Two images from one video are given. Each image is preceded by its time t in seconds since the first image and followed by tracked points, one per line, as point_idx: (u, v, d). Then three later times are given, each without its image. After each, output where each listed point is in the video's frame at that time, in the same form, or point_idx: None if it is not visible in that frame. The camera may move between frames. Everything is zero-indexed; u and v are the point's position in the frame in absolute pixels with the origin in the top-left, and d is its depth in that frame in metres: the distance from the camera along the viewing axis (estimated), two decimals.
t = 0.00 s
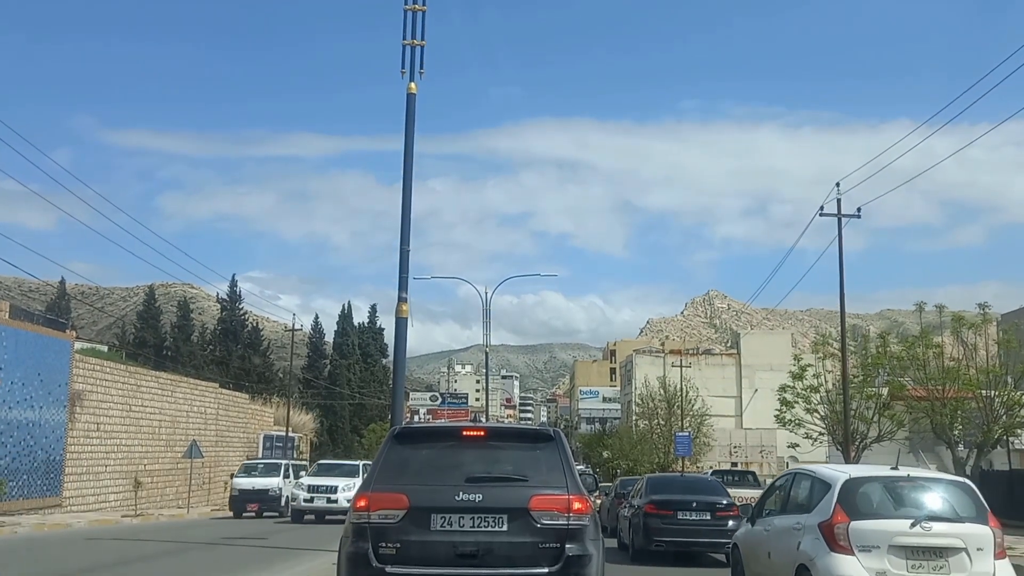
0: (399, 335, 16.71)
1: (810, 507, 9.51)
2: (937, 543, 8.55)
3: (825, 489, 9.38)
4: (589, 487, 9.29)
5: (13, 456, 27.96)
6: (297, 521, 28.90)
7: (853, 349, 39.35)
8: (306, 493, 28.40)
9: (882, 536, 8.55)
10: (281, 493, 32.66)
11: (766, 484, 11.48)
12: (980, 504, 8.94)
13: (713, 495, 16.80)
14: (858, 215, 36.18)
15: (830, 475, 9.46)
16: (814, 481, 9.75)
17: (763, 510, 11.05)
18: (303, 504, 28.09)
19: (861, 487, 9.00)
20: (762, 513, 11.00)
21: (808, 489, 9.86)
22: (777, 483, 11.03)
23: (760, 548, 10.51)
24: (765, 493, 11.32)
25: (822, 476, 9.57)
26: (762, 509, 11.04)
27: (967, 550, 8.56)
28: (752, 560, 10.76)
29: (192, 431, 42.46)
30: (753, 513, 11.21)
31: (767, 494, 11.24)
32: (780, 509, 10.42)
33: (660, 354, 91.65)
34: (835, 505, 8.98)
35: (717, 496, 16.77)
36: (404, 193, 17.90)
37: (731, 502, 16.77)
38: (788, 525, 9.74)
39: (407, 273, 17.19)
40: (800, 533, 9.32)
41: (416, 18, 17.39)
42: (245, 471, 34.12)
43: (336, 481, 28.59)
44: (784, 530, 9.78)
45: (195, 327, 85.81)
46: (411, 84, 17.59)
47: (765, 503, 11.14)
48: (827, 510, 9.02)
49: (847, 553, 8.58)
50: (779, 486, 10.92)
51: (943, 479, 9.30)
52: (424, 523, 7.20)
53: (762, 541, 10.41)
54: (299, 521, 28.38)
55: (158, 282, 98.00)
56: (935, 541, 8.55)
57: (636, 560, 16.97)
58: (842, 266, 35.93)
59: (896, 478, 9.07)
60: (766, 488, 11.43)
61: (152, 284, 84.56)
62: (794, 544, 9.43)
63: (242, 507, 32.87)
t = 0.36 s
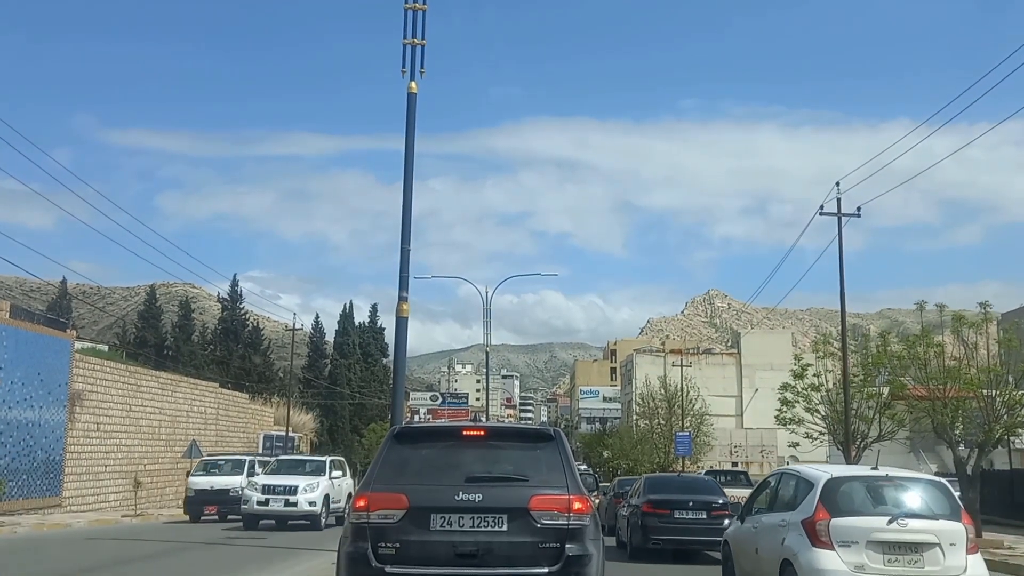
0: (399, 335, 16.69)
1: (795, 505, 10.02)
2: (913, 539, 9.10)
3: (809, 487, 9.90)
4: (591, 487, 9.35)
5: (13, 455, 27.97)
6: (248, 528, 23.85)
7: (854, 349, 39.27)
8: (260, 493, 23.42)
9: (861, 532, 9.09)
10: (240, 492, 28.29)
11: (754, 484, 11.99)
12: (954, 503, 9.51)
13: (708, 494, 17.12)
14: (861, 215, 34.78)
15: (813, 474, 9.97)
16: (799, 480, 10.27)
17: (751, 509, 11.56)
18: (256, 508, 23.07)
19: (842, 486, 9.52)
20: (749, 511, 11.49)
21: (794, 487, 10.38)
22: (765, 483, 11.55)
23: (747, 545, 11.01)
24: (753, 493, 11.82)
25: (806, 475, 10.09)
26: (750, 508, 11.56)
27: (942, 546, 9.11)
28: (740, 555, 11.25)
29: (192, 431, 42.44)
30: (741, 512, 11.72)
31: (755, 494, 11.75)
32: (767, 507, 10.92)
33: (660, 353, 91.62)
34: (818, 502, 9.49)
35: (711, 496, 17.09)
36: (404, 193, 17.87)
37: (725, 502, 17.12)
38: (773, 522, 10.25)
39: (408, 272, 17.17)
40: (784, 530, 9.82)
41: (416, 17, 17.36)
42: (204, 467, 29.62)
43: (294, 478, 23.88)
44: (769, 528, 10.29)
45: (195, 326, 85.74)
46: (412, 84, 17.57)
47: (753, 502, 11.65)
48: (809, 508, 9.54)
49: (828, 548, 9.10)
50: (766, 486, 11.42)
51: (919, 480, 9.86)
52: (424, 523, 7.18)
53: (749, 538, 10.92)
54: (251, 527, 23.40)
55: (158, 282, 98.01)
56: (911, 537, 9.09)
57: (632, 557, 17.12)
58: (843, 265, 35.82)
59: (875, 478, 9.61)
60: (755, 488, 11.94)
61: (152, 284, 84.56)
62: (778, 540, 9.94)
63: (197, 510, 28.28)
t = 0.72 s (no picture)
0: (399, 334, 16.69)
1: (780, 503, 10.72)
2: (891, 535, 9.81)
3: (793, 487, 10.62)
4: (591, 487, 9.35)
5: (12, 455, 27.98)
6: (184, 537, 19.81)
7: (854, 349, 39.22)
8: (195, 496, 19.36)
9: (840, 529, 9.81)
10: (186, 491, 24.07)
11: (744, 484, 12.70)
12: (929, 501, 10.23)
13: (704, 494, 17.21)
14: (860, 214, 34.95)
15: (797, 474, 10.70)
16: (785, 479, 11.00)
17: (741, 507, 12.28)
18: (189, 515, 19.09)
19: (823, 486, 10.25)
20: (739, 509, 12.22)
21: (780, 487, 11.11)
22: (753, 483, 12.26)
23: (736, 540, 11.72)
24: (742, 492, 12.54)
25: (791, 476, 10.82)
26: (739, 506, 12.26)
27: (917, 542, 9.82)
28: (730, 552, 11.96)
29: (192, 431, 42.44)
30: (732, 510, 12.44)
31: (744, 493, 12.48)
32: (756, 505, 11.65)
33: (660, 353, 91.68)
34: (801, 501, 10.21)
35: (707, 495, 17.16)
36: (404, 193, 17.88)
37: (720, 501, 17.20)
38: (759, 519, 10.96)
39: (408, 272, 17.17)
40: (770, 526, 10.53)
41: (417, 17, 17.39)
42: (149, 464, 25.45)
43: (237, 477, 19.78)
44: (756, 524, 11.00)
45: (195, 327, 85.73)
46: (412, 83, 17.58)
47: (742, 501, 12.37)
48: (793, 506, 10.25)
49: (810, 544, 9.82)
50: (754, 486, 12.14)
51: (898, 480, 10.57)
52: (422, 524, 7.18)
53: (738, 535, 11.62)
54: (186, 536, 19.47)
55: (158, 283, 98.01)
56: (888, 534, 9.81)
57: (631, 557, 17.16)
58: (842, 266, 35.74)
59: (856, 477, 10.34)
60: (744, 489, 12.66)
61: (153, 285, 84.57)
62: (764, 537, 10.64)
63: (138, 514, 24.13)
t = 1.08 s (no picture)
0: (397, 333, 16.63)
1: (768, 502, 11.17)
2: (873, 533, 10.23)
3: (780, 487, 11.07)
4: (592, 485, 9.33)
5: (9, 456, 27.93)
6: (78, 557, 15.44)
7: (856, 348, 39.11)
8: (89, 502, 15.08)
9: (824, 526, 10.22)
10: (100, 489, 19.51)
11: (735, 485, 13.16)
12: (910, 500, 10.66)
13: (701, 494, 17.19)
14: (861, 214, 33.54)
15: (784, 475, 11.17)
16: (773, 479, 11.45)
17: (732, 506, 12.71)
18: (78, 528, 14.78)
19: (808, 486, 10.70)
20: (731, 509, 12.65)
21: (769, 486, 11.55)
22: (743, 483, 12.70)
23: (728, 539, 12.14)
24: (734, 492, 12.99)
25: (779, 476, 11.28)
26: (731, 505, 12.68)
27: (897, 539, 10.24)
28: (721, 549, 12.41)
29: (191, 431, 42.40)
30: (723, 509, 12.85)
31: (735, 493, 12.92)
32: (746, 504, 12.09)
33: (659, 353, 91.61)
34: (786, 499, 10.67)
35: (704, 496, 17.15)
36: (404, 190, 17.82)
37: (718, 501, 17.20)
38: (748, 518, 11.40)
39: (406, 271, 17.10)
40: (758, 524, 10.96)
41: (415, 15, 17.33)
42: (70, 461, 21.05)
43: (145, 479, 15.57)
44: (745, 522, 11.44)
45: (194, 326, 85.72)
46: (410, 81, 17.53)
47: (733, 500, 12.81)
48: (779, 505, 10.69)
49: (795, 541, 10.25)
50: (745, 486, 12.58)
51: (881, 480, 11.01)
52: (420, 525, 7.13)
53: (729, 533, 12.05)
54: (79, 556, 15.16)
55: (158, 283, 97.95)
56: (870, 531, 10.23)
57: (630, 556, 17.08)
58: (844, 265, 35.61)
59: (840, 478, 10.78)
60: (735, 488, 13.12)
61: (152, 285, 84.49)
62: (753, 535, 11.06)
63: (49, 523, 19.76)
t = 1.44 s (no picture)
0: (396, 333, 16.61)
1: (757, 502, 11.80)
2: (856, 530, 10.82)
3: (769, 487, 11.69)
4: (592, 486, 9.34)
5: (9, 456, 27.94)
6: None
7: (856, 348, 39.09)
8: None
9: (811, 524, 10.83)
10: None
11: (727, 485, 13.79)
12: (892, 499, 11.30)
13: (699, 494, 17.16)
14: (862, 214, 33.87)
15: (773, 476, 11.80)
16: (763, 480, 12.06)
17: (724, 504, 13.32)
18: None
19: (795, 485, 11.32)
20: (723, 508, 13.26)
21: (759, 486, 12.15)
22: (736, 483, 13.31)
23: (719, 536, 12.73)
24: (726, 491, 13.60)
25: (769, 477, 11.90)
26: (723, 505, 13.29)
27: (879, 536, 10.86)
28: (713, 547, 12.99)
29: (190, 431, 42.35)
30: (716, 508, 13.45)
31: (727, 492, 13.53)
32: (737, 503, 12.70)
33: (659, 354, 91.64)
34: (775, 499, 11.28)
35: (702, 496, 17.13)
36: (402, 189, 17.81)
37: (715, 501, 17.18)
38: (739, 516, 12.02)
39: (406, 271, 17.08)
40: (747, 522, 11.57)
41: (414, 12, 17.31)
42: None
43: None
44: (736, 521, 12.06)
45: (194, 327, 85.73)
46: (408, 79, 17.54)
47: (726, 498, 13.42)
48: (768, 504, 11.31)
49: (783, 538, 10.86)
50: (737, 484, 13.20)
51: (865, 481, 11.66)
52: (419, 525, 7.12)
53: (721, 531, 12.65)
54: None
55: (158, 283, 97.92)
56: (853, 528, 10.82)
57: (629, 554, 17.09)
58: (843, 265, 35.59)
59: (826, 479, 11.40)
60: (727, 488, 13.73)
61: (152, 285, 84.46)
62: (743, 532, 11.67)
63: None
